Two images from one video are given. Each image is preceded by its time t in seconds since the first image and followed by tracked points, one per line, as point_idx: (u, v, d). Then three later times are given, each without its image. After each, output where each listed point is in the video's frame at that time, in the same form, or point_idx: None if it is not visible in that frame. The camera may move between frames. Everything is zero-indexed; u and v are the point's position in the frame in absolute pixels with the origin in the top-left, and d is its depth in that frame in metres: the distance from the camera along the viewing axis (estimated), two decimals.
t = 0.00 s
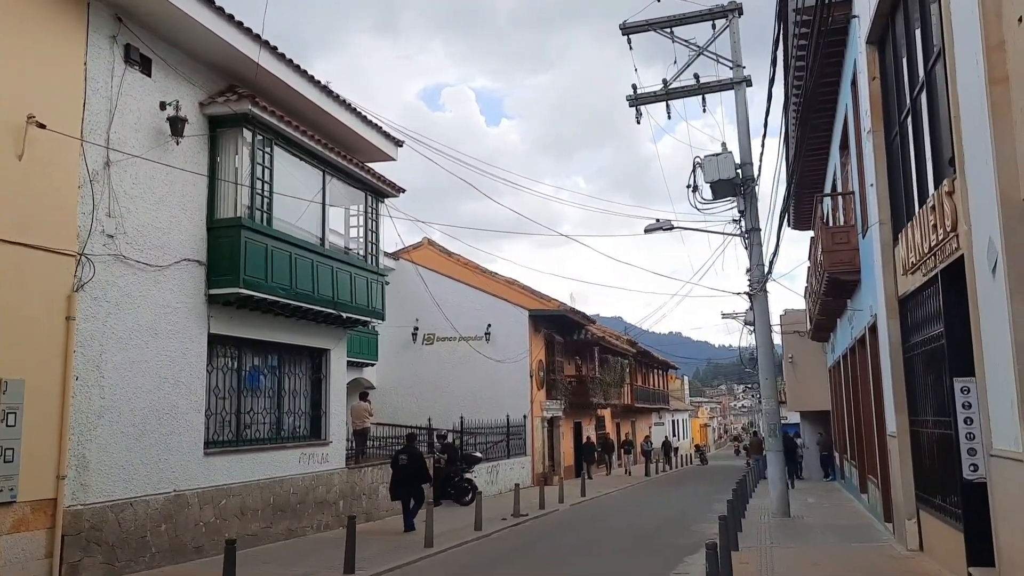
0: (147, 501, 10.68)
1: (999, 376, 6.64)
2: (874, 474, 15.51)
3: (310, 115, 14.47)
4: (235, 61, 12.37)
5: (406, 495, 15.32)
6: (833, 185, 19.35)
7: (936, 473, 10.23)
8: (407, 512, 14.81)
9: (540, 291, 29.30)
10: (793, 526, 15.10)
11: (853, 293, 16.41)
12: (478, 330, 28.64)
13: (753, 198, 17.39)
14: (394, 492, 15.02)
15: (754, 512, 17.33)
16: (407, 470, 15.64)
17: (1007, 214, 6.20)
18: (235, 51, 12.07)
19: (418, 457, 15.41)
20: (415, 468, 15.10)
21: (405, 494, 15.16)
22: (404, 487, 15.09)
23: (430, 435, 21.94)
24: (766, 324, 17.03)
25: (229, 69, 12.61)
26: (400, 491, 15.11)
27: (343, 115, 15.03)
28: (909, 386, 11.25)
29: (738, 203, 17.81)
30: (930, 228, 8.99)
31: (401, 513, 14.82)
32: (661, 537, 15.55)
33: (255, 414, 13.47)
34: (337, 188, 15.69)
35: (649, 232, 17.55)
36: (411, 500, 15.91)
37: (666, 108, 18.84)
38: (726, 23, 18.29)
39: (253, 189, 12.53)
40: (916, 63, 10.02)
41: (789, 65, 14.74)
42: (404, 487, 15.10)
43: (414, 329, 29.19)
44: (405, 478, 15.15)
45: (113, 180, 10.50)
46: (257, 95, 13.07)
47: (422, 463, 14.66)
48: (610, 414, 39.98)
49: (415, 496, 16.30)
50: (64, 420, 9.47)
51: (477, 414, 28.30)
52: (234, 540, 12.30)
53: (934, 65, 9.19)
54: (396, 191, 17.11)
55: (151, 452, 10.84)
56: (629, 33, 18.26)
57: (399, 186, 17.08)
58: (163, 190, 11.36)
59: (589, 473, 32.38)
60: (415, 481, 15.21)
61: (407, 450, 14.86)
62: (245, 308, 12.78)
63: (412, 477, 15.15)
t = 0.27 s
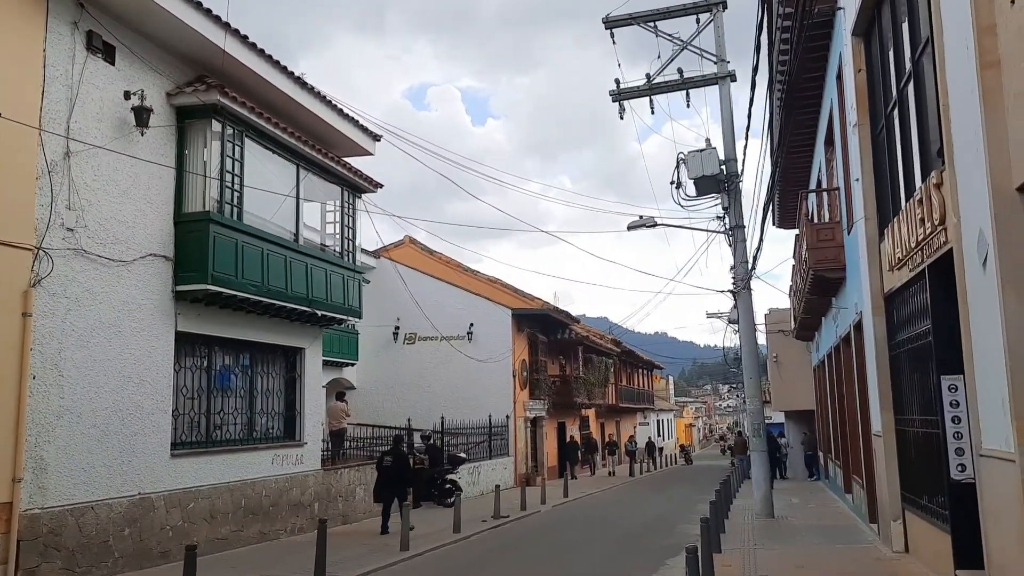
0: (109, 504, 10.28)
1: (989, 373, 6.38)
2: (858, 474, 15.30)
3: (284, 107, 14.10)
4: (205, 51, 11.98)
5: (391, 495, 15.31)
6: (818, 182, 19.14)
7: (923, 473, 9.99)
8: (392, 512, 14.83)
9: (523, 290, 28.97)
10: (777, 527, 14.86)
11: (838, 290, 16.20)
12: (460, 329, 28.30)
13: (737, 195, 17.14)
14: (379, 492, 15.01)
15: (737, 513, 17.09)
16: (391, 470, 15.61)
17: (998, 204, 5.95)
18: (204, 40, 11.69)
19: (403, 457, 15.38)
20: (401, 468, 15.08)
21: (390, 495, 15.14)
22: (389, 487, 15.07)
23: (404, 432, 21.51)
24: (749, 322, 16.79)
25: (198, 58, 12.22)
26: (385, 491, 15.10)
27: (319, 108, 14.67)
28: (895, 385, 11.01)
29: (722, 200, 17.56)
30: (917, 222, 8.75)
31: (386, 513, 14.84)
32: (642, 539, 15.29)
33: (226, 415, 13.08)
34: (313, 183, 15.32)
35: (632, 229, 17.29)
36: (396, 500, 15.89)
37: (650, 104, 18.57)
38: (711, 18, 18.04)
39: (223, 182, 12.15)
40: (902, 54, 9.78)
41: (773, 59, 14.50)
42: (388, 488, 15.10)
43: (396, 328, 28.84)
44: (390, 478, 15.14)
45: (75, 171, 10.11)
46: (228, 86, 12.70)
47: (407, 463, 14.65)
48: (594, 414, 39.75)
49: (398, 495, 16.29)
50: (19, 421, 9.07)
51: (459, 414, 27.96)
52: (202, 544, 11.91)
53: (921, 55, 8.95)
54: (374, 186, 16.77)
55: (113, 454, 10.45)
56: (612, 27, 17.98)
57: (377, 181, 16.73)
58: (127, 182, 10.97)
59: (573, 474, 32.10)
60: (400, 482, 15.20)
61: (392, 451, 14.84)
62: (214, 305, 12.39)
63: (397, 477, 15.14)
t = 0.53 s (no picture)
0: (69, 505, 9.89)
1: (979, 367, 6.15)
2: (842, 473, 15.09)
3: (257, 97, 13.72)
4: (173, 37, 11.60)
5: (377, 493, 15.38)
6: (802, 177, 18.93)
7: (908, 472, 9.78)
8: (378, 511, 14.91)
9: (505, 287, 28.64)
10: (759, 527, 14.64)
11: (822, 287, 15.99)
12: (442, 327, 27.96)
13: (721, 190, 16.90)
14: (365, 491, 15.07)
15: (720, 513, 16.85)
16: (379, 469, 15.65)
17: (989, 190, 5.69)
18: (172, 25, 11.30)
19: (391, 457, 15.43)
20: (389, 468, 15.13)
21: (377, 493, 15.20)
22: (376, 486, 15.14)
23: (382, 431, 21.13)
24: (732, 319, 16.54)
25: (166, 45, 11.83)
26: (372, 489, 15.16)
27: (293, 99, 14.29)
28: (880, 382, 10.79)
29: (706, 195, 17.32)
30: (904, 213, 8.51)
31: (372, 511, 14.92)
32: (623, 540, 15.03)
33: (195, 413, 12.71)
34: (287, 175, 14.95)
35: (615, 224, 17.01)
36: (381, 498, 15.96)
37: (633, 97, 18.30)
38: (695, 10, 17.80)
39: (191, 173, 11.78)
40: (889, 42, 9.54)
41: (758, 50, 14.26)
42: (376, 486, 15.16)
43: (377, 326, 28.48)
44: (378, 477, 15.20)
45: (33, 159, 9.71)
46: (198, 74, 12.31)
47: (395, 464, 14.70)
48: (578, 413, 39.53)
49: (383, 492, 16.38)
50: None
51: (441, 414, 27.62)
52: (169, 546, 11.53)
53: (908, 41, 8.70)
54: (351, 179, 16.42)
55: (73, 453, 10.06)
56: (595, 20, 17.70)
57: (354, 175, 16.39)
58: (90, 171, 10.58)
59: (556, 473, 31.83)
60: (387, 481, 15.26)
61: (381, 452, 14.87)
62: (183, 300, 12.01)
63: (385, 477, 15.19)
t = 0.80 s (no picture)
0: (33, 507, 9.54)
1: (973, 364, 5.91)
2: (830, 474, 14.88)
3: (233, 88, 13.39)
4: (144, 24, 11.25)
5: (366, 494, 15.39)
6: (791, 173, 18.71)
7: (897, 473, 9.55)
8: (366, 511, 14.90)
9: (491, 285, 28.31)
10: (746, 529, 14.41)
11: (810, 285, 15.77)
12: (427, 325, 27.64)
13: (708, 187, 16.65)
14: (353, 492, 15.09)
15: (707, 513, 16.61)
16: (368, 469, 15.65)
17: (984, 179, 5.45)
18: (144, 12, 10.97)
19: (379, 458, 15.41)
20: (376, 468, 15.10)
21: (365, 494, 15.19)
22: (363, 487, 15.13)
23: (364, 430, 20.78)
24: (720, 318, 16.30)
25: (138, 33, 11.49)
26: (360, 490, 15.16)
27: (272, 91, 13.95)
28: (869, 380, 10.56)
29: (693, 192, 17.07)
30: (894, 206, 8.27)
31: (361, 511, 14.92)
32: (608, 542, 14.77)
33: (169, 412, 12.36)
34: (266, 169, 14.59)
35: (601, 221, 16.74)
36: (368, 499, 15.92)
37: (620, 92, 18.03)
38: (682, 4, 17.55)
39: (164, 165, 11.44)
40: (879, 32, 9.30)
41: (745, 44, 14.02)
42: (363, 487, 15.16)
43: (361, 325, 28.15)
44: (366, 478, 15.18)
45: None
46: (172, 63, 11.98)
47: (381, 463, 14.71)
48: (565, 413, 39.27)
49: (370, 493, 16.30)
50: None
51: (426, 413, 27.28)
52: (140, 549, 11.18)
53: (898, 30, 8.47)
54: (332, 174, 16.10)
55: (38, 454, 9.70)
56: (581, 14, 17.43)
57: (335, 169, 16.07)
58: (57, 161, 10.24)
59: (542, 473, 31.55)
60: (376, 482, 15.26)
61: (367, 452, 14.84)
62: (155, 295, 11.67)
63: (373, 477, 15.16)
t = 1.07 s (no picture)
0: None
1: (973, 361, 5.61)
2: (820, 475, 14.60)
3: (210, 77, 13.01)
4: (115, 9, 10.87)
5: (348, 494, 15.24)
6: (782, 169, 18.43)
7: (891, 475, 9.25)
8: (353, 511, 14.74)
9: (479, 283, 27.94)
10: (734, 531, 14.11)
11: (800, 283, 15.49)
12: (413, 324, 27.27)
13: (697, 183, 16.34)
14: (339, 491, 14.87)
15: (695, 515, 16.30)
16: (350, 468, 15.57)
17: (987, 164, 5.14)
18: None
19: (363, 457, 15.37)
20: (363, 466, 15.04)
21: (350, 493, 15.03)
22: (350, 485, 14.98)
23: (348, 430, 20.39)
24: (709, 316, 15.99)
25: (109, 18, 11.10)
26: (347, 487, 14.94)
27: (250, 81, 13.58)
28: (862, 380, 10.25)
29: (682, 188, 16.76)
30: (889, 198, 7.97)
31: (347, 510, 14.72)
32: (593, 546, 14.47)
33: (141, 411, 11.98)
34: (243, 160, 14.20)
35: (588, 217, 16.41)
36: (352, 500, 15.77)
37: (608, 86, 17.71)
38: None
39: (135, 155, 11.07)
40: (873, 19, 9.00)
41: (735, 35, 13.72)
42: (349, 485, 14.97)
43: (346, 323, 27.78)
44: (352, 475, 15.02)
45: None
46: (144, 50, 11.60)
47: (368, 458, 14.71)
48: (554, 412, 38.98)
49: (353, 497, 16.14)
50: None
51: (412, 413, 26.91)
52: (109, 553, 10.79)
53: (894, 15, 8.17)
54: (313, 168, 15.72)
55: None
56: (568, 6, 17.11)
57: (316, 163, 15.69)
58: (21, 150, 9.84)
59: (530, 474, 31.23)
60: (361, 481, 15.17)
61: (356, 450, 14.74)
62: (126, 290, 11.29)
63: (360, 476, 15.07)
